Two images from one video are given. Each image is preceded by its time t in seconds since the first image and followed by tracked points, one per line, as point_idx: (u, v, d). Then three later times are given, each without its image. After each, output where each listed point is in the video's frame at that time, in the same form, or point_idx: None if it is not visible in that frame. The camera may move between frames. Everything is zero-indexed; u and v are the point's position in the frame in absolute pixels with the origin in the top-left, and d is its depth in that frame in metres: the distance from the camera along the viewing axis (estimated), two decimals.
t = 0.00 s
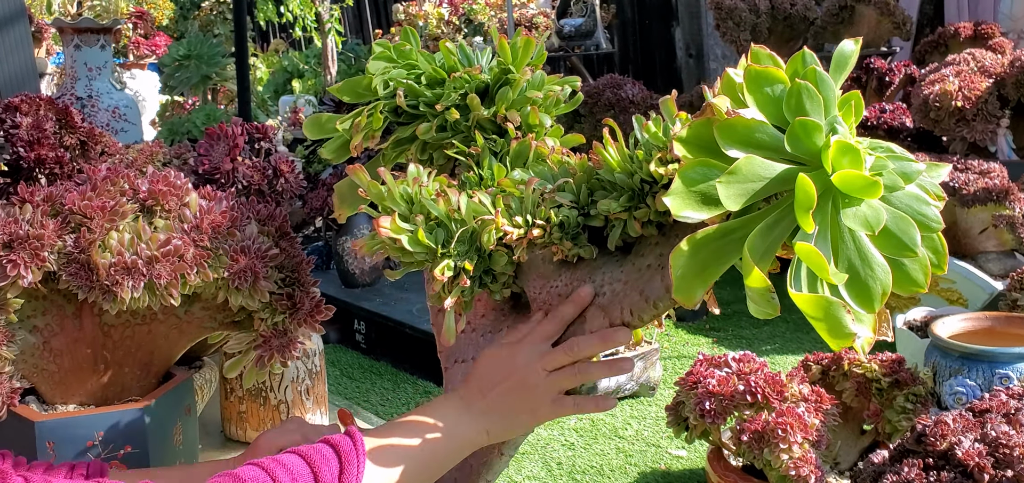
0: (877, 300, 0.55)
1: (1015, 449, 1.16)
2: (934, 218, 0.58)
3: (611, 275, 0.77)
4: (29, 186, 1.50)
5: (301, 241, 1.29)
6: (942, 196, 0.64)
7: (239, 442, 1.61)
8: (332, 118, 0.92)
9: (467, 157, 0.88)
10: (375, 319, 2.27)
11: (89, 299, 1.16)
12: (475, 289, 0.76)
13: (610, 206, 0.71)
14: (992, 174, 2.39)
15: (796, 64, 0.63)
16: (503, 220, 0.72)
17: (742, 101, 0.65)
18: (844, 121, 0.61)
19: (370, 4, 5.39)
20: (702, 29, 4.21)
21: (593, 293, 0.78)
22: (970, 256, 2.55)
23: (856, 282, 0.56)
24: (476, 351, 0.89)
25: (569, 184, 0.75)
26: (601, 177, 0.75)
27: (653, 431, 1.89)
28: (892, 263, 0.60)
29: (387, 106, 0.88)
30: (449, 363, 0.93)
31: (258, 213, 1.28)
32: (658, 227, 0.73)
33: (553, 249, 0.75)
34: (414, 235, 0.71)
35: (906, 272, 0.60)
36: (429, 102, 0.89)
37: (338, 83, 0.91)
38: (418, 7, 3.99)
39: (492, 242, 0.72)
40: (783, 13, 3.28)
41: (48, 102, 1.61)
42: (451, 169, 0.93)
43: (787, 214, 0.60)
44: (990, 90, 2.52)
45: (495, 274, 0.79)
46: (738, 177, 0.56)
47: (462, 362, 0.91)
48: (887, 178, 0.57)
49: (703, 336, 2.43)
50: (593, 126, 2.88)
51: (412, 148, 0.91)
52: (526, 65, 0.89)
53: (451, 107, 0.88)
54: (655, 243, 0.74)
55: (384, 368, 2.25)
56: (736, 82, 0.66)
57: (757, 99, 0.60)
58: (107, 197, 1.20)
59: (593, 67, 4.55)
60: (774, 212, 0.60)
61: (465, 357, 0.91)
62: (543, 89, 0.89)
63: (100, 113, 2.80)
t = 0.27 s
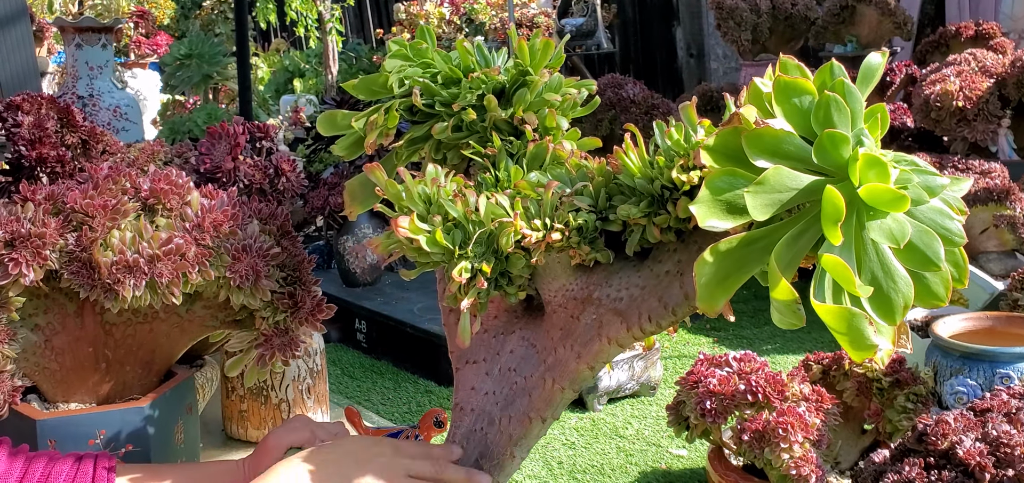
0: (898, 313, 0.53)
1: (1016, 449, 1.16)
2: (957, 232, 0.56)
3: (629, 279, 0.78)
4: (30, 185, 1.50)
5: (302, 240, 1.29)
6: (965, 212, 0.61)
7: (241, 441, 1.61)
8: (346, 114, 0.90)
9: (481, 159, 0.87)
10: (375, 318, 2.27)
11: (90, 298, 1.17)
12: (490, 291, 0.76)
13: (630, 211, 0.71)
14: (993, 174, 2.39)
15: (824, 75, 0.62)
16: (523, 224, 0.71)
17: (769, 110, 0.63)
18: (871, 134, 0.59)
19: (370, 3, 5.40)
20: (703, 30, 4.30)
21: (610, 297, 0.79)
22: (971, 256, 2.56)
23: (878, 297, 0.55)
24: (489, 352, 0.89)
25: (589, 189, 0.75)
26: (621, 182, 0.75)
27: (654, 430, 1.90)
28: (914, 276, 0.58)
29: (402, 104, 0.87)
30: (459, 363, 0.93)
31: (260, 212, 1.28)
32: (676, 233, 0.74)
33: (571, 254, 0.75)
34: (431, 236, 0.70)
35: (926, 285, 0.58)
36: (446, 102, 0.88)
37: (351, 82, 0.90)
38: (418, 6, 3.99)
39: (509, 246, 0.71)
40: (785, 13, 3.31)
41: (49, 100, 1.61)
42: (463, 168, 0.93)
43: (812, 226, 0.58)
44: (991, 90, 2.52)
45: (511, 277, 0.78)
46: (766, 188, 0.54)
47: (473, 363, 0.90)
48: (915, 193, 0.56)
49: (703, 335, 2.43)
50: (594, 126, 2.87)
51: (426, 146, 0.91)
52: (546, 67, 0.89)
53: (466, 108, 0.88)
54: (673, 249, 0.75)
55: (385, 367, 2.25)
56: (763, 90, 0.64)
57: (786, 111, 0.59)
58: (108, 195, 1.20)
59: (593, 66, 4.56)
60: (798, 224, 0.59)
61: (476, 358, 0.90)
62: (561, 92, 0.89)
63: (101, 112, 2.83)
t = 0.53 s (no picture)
0: (905, 320, 0.53)
1: (1018, 448, 1.15)
2: (966, 240, 0.56)
3: (630, 282, 0.78)
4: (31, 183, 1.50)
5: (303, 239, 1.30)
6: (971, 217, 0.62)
7: (242, 440, 1.62)
8: (338, 109, 0.91)
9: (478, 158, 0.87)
10: (376, 317, 2.27)
11: (92, 296, 1.17)
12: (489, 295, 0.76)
13: (631, 214, 0.71)
14: (994, 174, 2.39)
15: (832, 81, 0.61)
16: (523, 227, 0.71)
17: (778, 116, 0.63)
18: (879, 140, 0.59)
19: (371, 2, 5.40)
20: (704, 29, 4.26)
21: (611, 301, 0.79)
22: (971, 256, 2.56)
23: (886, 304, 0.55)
24: (487, 353, 0.89)
25: (589, 190, 0.75)
26: (620, 182, 0.75)
27: (654, 430, 1.90)
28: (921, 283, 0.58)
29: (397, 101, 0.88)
30: (457, 364, 0.93)
31: (261, 211, 1.28)
32: (679, 235, 0.73)
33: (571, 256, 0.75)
34: (432, 239, 0.70)
35: (933, 292, 0.58)
36: (441, 98, 0.88)
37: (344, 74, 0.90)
38: (419, 5, 3.99)
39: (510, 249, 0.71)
40: (786, 12, 3.29)
41: (50, 99, 1.61)
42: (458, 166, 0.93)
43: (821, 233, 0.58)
44: (992, 90, 2.52)
45: (511, 279, 0.79)
46: (777, 196, 0.54)
47: (471, 364, 0.91)
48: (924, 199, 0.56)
49: (704, 335, 2.42)
50: (595, 125, 2.86)
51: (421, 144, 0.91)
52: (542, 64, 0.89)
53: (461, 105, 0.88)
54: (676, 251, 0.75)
55: (386, 366, 2.25)
56: (772, 96, 0.64)
57: (796, 119, 0.59)
58: (109, 194, 1.20)
59: (594, 65, 4.56)
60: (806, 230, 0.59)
61: (474, 359, 0.91)
62: (557, 88, 0.89)
63: (102, 111, 2.82)
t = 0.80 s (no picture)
0: (912, 311, 0.54)
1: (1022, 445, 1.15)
2: (964, 228, 0.56)
3: (627, 279, 0.79)
4: (35, 180, 1.51)
5: (307, 236, 1.28)
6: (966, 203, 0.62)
7: (245, 436, 1.62)
8: (293, 100, 0.88)
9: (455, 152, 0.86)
10: (379, 315, 2.28)
11: (96, 293, 1.17)
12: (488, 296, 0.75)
13: (629, 209, 0.72)
14: (998, 172, 2.39)
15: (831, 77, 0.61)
16: (519, 228, 0.71)
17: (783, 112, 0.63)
18: (882, 135, 0.60)
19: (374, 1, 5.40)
20: (706, 27, 4.30)
21: (609, 297, 0.80)
22: (975, 254, 2.56)
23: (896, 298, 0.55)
24: (474, 351, 0.87)
25: (581, 184, 0.76)
26: (610, 175, 0.76)
27: (657, 428, 1.90)
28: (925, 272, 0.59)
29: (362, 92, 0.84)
30: (444, 363, 0.91)
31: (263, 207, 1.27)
32: (674, 230, 0.75)
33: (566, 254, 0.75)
34: (424, 244, 0.68)
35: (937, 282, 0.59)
36: (406, 87, 0.85)
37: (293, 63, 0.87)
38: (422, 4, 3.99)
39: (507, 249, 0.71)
40: (789, 10, 3.30)
41: (54, 96, 1.61)
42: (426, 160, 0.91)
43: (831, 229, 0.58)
44: (995, 89, 2.52)
45: (505, 280, 0.77)
46: (791, 200, 0.54)
47: (459, 363, 0.89)
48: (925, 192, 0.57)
49: (707, 333, 2.42)
50: (598, 123, 2.87)
51: (386, 135, 0.88)
52: (511, 50, 0.85)
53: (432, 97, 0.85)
54: (671, 247, 0.77)
55: (388, 363, 2.25)
56: (775, 93, 0.64)
57: (804, 114, 0.58)
58: (114, 190, 1.20)
59: (597, 64, 4.56)
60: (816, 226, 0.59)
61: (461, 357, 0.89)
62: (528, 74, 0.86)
63: (104, 109, 2.80)
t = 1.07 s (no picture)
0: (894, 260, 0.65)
1: None
2: (929, 192, 0.68)
3: (630, 259, 0.84)
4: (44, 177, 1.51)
5: (317, 232, 1.29)
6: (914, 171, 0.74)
7: (253, 433, 1.62)
8: (269, 104, 0.91)
9: (449, 151, 0.88)
10: (386, 312, 2.28)
11: (108, 289, 1.18)
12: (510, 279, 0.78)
13: (635, 192, 0.78)
14: (1005, 171, 2.39)
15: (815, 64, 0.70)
16: (535, 216, 0.75)
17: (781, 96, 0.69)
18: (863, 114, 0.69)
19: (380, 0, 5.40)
20: (712, 25, 4.22)
21: (613, 275, 0.85)
22: (982, 253, 2.56)
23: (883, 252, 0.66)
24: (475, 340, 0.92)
25: (582, 172, 0.82)
26: (608, 163, 0.82)
27: (664, 426, 1.90)
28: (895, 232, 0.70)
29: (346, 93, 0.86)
30: (444, 354, 0.95)
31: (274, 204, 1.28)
32: (672, 209, 0.81)
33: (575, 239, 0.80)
34: (447, 232, 0.71)
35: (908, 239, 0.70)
36: (389, 88, 0.88)
37: (269, 65, 0.90)
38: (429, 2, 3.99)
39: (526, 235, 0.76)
40: (795, 9, 3.28)
41: (64, 94, 1.61)
42: (406, 162, 0.94)
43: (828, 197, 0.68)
44: (1003, 87, 2.52)
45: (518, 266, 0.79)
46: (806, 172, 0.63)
47: (459, 351, 0.93)
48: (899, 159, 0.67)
49: (713, 332, 2.43)
50: (605, 121, 2.87)
51: (367, 137, 0.90)
52: (490, 51, 0.89)
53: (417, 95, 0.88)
54: (670, 225, 0.83)
55: (395, 361, 2.25)
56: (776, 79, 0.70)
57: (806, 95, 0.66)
58: (125, 187, 1.21)
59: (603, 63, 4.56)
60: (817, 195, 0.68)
61: (463, 346, 0.93)
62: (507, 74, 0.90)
63: (112, 106, 2.81)
